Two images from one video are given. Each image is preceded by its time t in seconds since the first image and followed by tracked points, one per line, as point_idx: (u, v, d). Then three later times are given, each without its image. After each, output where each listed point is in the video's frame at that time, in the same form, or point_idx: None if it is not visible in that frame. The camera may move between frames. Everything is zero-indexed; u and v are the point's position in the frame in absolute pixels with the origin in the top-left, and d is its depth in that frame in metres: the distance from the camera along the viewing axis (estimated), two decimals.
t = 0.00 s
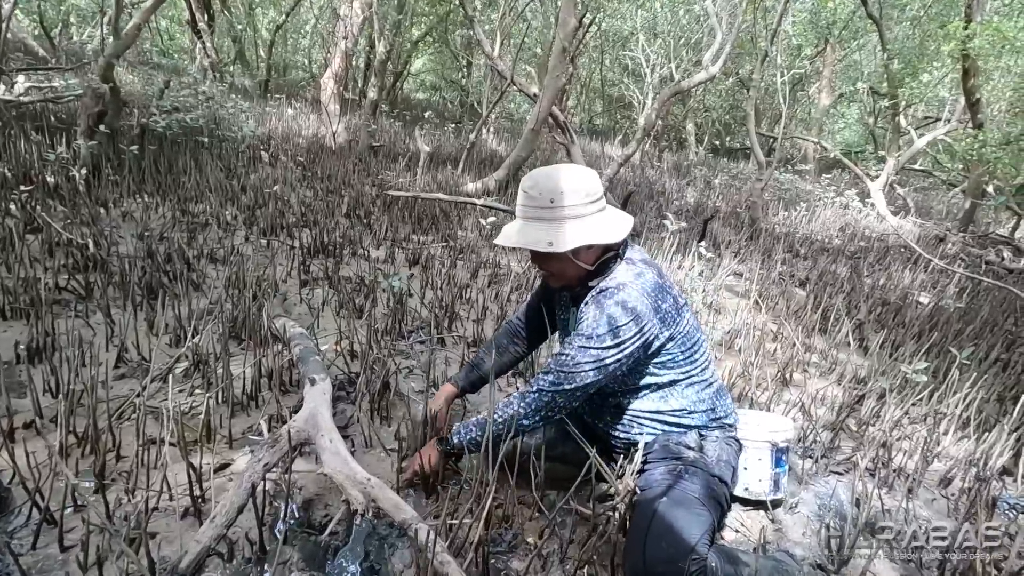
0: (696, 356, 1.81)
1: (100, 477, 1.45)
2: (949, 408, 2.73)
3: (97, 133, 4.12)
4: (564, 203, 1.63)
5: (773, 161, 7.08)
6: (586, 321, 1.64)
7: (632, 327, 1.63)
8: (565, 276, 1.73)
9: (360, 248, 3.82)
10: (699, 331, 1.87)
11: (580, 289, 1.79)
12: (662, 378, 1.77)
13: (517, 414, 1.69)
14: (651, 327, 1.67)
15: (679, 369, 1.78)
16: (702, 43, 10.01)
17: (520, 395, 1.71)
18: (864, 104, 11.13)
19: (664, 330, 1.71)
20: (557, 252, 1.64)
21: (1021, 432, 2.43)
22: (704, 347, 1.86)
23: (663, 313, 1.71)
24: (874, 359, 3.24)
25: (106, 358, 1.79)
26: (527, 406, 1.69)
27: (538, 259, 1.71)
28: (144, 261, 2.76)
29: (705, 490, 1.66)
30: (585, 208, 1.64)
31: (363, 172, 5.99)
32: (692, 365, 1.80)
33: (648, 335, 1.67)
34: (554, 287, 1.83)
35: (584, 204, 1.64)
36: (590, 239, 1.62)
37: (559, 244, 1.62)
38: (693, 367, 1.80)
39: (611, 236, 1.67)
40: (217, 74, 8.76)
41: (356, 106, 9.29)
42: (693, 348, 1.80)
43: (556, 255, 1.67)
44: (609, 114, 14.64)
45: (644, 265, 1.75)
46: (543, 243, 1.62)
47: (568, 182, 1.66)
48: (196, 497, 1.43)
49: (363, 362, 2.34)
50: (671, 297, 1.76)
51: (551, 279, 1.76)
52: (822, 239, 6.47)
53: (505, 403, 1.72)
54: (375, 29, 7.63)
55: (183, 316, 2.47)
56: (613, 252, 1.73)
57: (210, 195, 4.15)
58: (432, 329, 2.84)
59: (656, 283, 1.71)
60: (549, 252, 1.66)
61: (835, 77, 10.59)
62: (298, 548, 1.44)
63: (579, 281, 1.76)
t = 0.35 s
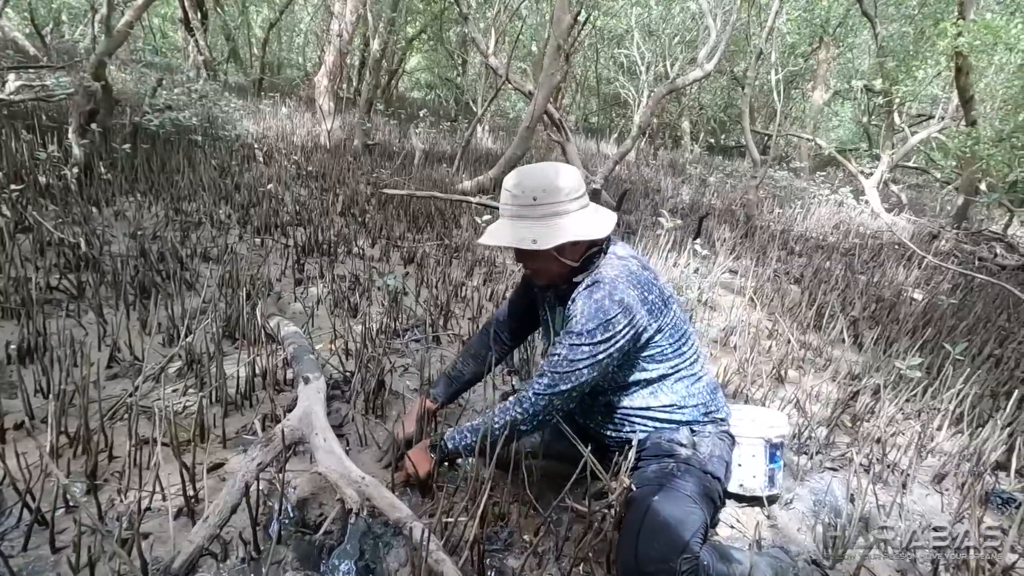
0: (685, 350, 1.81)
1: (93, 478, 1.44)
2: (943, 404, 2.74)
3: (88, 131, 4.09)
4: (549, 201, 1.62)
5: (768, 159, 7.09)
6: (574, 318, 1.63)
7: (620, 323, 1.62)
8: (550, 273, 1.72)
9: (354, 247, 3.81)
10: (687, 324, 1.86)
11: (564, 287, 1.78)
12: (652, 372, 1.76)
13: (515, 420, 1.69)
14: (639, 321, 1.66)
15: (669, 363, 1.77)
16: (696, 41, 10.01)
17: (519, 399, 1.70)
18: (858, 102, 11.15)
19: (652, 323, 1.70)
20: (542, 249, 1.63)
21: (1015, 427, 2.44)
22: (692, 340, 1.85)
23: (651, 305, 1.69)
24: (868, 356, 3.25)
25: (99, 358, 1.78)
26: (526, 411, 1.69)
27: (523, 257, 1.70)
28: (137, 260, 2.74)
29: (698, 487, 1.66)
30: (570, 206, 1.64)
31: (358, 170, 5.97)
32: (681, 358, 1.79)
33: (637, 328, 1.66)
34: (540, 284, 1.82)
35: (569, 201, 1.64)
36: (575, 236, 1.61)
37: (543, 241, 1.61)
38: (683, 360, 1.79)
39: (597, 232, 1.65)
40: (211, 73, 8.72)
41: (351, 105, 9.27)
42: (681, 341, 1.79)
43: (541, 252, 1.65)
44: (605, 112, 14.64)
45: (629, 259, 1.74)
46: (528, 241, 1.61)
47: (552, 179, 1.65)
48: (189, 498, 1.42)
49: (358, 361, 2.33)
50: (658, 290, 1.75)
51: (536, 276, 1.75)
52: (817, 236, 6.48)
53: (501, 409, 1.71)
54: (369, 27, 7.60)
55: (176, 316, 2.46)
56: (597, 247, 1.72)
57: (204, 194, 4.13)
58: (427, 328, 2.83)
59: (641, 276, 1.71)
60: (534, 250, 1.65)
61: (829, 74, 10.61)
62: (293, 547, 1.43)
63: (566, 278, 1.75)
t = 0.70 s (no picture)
0: (665, 350, 1.79)
1: (84, 482, 1.43)
2: (937, 401, 2.74)
3: (81, 130, 4.07)
4: (529, 203, 1.62)
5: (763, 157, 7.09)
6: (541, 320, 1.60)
7: (589, 325, 1.59)
8: (526, 277, 1.71)
9: (349, 247, 3.80)
10: (669, 324, 1.83)
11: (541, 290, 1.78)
12: (629, 374, 1.74)
13: (472, 415, 1.64)
14: (609, 324, 1.63)
15: (646, 365, 1.75)
16: (692, 38, 10.01)
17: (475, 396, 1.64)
18: (853, 99, 11.16)
19: (622, 325, 1.67)
20: (518, 251, 1.63)
21: (1009, 424, 2.45)
22: (673, 340, 1.82)
23: (623, 309, 1.67)
24: (864, 354, 3.26)
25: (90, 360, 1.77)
26: (481, 407, 1.62)
27: (499, 259, 1.69)
28: (130, 261, 2.74)
29: (687, 489, 1.66)
30: (549, 209, 1.64)
31: (353, 169, 5.95)
32: (660, 360, 1.77)
33: (608, 332, 1.63)
34: (517, 288, 1.82)
35: (549, 205, 1.64)
36: (550, 240, 1.61)
37: (519, 243, 1.61)
38: (664, 360, 1.78)
39: (572, 236, 1.65)
40: (205, 72, 8.69)
41: (347, 103, 9.25)
42: (660, 343, 1.77)
43: (518, 255, 1.65)
44: (600, 110, 14.65)
45: (606, 261, 1.71)
46: (505, 242, 1.61)
47: (535, 181, 1.64)
48: (182, 501, 1.42)
49: (352, 362, 2.33)
50: (634, 292, 1.72)
51: (512, 279, 1.75)
52: (813, 234, 6.50)
53: (460, 405, 1.66)
54: (363, 25, 7.57)
55: (170, 317, 2.45)
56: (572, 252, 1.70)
57: (198, 194, 4.12)
58: (422, 328, 2.83)
59: (615, 279, 1.68)
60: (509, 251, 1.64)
61: (823, 72, 10.63)
62: (287, 549, 1.44)
63: (542, 282, 1.75)
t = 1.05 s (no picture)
0: (643, 345, 1.77)
1: (79, 484, 1.42)
2: (933, 399, 2.75)
3: (75, 129, 4.04)
4: (501, 206, 1.62)
5: (760, 154, 7.09)
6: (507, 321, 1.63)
7: (553, 325, 1.60)
8: (497, 281, 1.71)
9: (345, 246, 3.79)
10: (645, 319, 1.81)
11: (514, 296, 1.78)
12: (605, 373, 1.73)
13: (445, 415, 1.67)
14: (577, 321, 1.63)
15: (623, 361, 1.73)
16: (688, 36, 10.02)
17: (447, 396, 1.68)
18: (848, 97, 11.17)
19: (592, 324, 1.66)
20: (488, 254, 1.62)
21: (1004, 421, 2.45)
22: (653, 337, 1.80)
23: (592, 306, 1.66)
24: (860, 352, 3.26)
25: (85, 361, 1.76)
26: (452, 407, 1.66)
27: (470, 263, 1.69)
28: (124, 262, 2.72)
29: (679, 487, 1.66)
30: (520, 212, 1.63)
31: (348, 168, 5.93)
32: (638, 356, 1.75)
33: (577, 330, 1.64)
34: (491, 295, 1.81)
35: (520, 208, 1.63)
36: (521, 242, 1.60)
37: (489, 245, 1.60)
38: (642, 358, 1.75)
39: (541, 239, 1.65)
40: (200, 71, 8.65)
41: (343, 101, 9.22)
42: (637, 338, 1.75)
43: (489, 258, 1.64)
44: (597, 108, 14.64)
45: (577, 260, 1.71)
46: (476, 244, 1.60)
47: (507, 184, 1.64)
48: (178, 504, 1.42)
49: (348, 363, 2.32)
50: (605, 289, 1.72)
51: (485, 286, 1.74)
52: (809, 231, 6.50)
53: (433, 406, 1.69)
54: (359, 23, 7.54)
55: (165, 318, 2.44)
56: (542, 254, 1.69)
57: (192, 194, 4.10)
58: (418, 327, 2.82)
59: (584, 276, 1.67)
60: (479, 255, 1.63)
61: (819, 69, 10.66)
62: (283, 552, 1.45)
63: (512, 285, 1.74)
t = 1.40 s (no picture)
0: (646, 338, 1.77)
1: (75, 484, 1.41)
2: (932, 395, 2.74)
3: (69, 128, 4.02)
4: (504, 200, 1.61)
5: (757, 152, 7.09)
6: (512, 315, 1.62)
7: (559, 319, 1.59)
8: (498, 275, 1.69)
9: (343, 245, 3.78)
10: (647, 312, 1.81)
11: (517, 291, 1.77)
12: (608, 366, 1.74)
13: (449, 412, 1.66)
14: (583, 315, 1.63)
15: (626, 355, 1.74)
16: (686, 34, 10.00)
17: (450, 392, 1.66)
18: (846, 94, 11.17)
19: (596, 318, 1.67)
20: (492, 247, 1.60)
21: (1004, 418, 2.45)
22: (656, 331, 1.81)
23: (595, 301, 1.66)
24: (859, 349, 3.25)
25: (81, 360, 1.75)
26: (457, 402, 1.65)
27: (472, 255, 1.67)
28: (121, 260, 2.71)
29: (681, 480, 1.64)
30: (524, 206, 1.63)
31: (346, 166, 5.91)
32: (640, 349, 1.76)
33: (582, 324, 1.63)
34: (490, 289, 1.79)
35: (524, 202, 1.63)
36: (525, 236, 1.59)
37: (493, 238, 1.58)
38: (645, 353, 1.76)
39: (546, 233, 1.64)
40: (197, 69, 8.62)
41: (340, 100, 9.20)
42: (641, 331, 1.75)
43: (492, 251, 1.63)
44: (594, 107, 14.63)
45: (579, 255, 1.71)
46: (480, 237, 1.57)
47: (508, 179, 1.63)
48: (175, 504, 1.40)
49: (346, 361, 2.31)
50: (607, 284, 1.72)
51: (486, 279, 1.72)
52: (807, 228, 6.50)
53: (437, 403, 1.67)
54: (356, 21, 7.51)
55: (162, 316, 2.42)
56: (545, 249, 1.69)
57: (189, 192, 4.08)
58: (417, 325, 2.81)
59: (587, 271, 1.68)
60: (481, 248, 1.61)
61: (816, 67, 10.65)
62: (284, 553, 1.42)
63: (514, 279, 1.72)
